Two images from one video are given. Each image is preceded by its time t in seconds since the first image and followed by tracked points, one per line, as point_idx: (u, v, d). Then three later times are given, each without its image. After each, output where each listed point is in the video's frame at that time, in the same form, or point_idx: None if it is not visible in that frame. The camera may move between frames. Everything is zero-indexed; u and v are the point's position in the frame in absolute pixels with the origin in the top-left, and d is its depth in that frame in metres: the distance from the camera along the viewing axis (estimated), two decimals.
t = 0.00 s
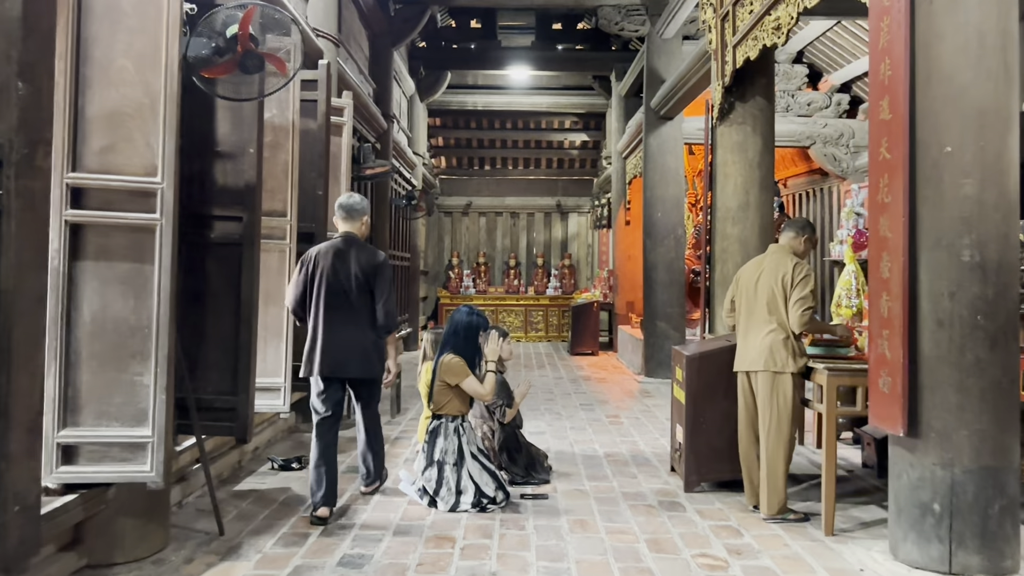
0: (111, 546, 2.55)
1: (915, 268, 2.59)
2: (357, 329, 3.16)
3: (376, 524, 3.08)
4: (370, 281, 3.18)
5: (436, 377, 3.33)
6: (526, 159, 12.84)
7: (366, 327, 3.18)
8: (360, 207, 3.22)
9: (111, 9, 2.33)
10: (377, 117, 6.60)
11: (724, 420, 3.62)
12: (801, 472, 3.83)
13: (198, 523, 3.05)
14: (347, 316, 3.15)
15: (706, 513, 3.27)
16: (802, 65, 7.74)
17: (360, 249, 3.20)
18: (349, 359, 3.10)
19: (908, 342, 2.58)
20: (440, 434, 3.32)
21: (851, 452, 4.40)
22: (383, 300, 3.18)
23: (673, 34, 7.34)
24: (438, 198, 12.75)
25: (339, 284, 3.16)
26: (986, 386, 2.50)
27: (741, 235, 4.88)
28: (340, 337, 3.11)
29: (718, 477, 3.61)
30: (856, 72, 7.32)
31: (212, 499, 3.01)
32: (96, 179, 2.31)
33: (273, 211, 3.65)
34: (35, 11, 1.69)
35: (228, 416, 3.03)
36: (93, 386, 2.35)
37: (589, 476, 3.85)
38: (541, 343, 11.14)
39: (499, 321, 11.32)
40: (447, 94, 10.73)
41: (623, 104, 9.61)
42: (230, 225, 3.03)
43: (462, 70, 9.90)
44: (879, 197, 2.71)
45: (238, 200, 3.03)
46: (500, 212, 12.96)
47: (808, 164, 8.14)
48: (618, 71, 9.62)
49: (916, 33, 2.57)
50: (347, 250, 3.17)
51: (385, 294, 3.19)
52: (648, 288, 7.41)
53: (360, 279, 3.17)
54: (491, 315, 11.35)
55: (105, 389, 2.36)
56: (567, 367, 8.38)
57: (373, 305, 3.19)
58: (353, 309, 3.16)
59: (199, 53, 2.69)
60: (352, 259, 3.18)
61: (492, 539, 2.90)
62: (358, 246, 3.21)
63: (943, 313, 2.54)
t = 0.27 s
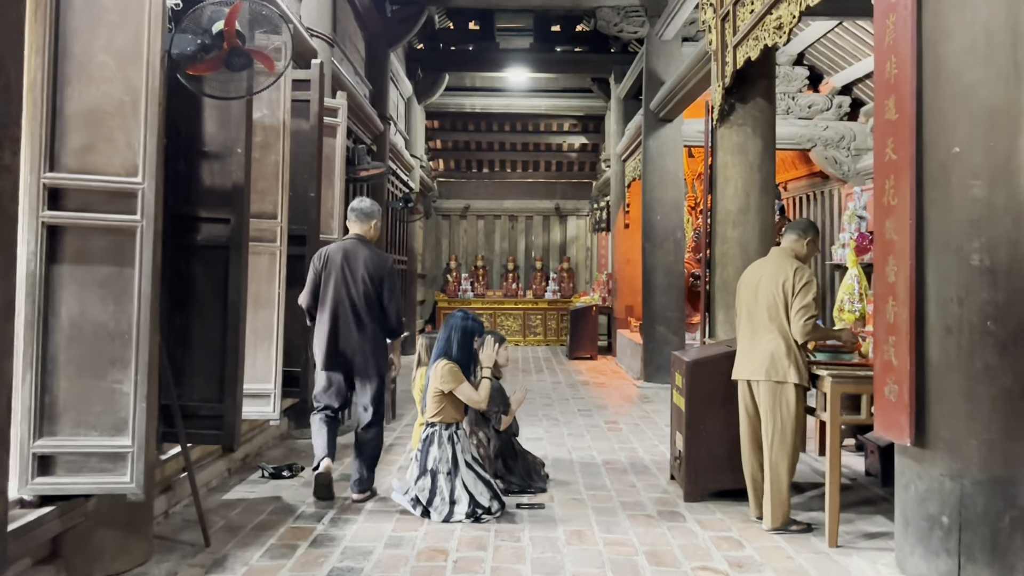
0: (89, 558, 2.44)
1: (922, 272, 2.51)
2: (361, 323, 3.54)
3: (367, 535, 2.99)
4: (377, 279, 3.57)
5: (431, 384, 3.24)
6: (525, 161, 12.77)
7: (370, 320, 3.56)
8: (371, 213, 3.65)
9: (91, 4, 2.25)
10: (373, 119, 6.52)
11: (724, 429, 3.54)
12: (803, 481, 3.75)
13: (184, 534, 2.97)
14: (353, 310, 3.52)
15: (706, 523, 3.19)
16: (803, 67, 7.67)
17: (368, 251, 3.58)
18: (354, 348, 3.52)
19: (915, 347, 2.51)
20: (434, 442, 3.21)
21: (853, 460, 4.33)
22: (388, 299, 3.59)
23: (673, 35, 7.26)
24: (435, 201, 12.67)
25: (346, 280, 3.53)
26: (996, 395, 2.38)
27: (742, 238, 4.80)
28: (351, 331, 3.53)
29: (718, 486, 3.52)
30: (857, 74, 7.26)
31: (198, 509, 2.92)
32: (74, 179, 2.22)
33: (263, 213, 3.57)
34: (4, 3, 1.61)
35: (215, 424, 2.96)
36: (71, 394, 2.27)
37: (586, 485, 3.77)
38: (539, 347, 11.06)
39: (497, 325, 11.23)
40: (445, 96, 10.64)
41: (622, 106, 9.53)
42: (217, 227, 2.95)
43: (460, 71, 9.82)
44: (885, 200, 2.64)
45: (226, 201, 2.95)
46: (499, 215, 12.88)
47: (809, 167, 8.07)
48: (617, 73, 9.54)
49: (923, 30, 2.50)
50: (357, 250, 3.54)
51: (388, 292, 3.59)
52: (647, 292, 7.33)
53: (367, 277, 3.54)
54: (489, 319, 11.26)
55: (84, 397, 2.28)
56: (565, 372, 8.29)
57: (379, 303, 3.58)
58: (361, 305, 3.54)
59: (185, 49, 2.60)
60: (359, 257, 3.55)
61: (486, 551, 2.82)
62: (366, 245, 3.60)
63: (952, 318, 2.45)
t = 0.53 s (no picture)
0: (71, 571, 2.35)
1: (934, 276, 2.42)
2: (363, 328, 3.52)
3: (360, 546, 2.90)
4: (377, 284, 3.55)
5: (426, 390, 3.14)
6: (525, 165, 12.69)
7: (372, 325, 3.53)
8: (370, 218, 3.65)
9: None
10: (371, 121, 6.44)
11: (727, 438, 3.45)
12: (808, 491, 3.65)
13: (170, 544, 2.87)
14: (353, 314, 3.48)
15: (709, 534, 3.10)
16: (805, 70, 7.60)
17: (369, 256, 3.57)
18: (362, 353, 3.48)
19: (927, 354, 2.42)
20: (429, 450, 3.11)
21: (859, 468, 4.23)
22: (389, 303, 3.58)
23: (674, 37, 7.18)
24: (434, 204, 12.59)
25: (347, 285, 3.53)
26: (1011, 403, 2.31)
27: (745, 241, 4.72)
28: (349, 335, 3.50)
29: (720, 496, 3.43)
30: (860, 77, 7.18)
31: (184, 518, 2.83)
32: (54, 177, 2.14)
33: (254, 214, 3.48)
34: None
35: (203, 431, 2.87)
36: (49, 401, 2.18)
37: (586, 493, 3.67)
38: (539, 352, 10.96)
39: (496, 329, 11.13)
40: (444, 98, 10.56)
41: (622, 109, 9.45)
42: (206, 227, 2.87)
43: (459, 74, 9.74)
44: (895, 200, 2.56)
45: (215, 201, 2.87)
46: (498, 219, 12.80)
47: (811, 170, 7.99)
48: (617, 76, 9.45)
49: (934, 24, 2.40)
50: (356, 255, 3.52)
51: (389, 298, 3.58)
52: (648, 296, 7.24)
53: (367, 282, 3.53)
54: (488, 323, 11.17)
55: (62, 403, 2.19)
56: (565, 377, 8.20)
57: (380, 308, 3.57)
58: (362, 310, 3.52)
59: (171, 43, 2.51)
60: (360, 262, 3.54)
61: (482, 563, 2.73)
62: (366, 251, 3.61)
63: (965, 324, 2.36)
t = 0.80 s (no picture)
0: None
1: (952, 282, 2.32)
2: (357, 327, 3.77)
3: (354, 562, 2.79)
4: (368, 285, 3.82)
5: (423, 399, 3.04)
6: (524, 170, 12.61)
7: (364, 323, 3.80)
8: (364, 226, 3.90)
9: None
10: (368, 125, 6.36)
11: (735, 452, 3.35)
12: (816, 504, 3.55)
13: (156, 560, 2.76)
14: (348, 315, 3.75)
15: (716, 550, 2.99)
16: (807, 74, 7.53)
17: (362, 261, 3.83)
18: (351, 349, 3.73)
19: (946, 364, 2.32)
20: (426, 462, 2.99)
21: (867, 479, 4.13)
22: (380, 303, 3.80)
23: (675, 41, 7.09)
24: (433, 210, 12.51)
25: (339, 285, 3.78)
26: None
27: (749, 246, 4.62)
28: (342, 333, 3.74)
29: (728, 512, 3.33)
30: (863, 81, 7.10)
31: (170, 534, 2.72)
32: (33, 177, 2.04)
33: (246, 218, 3.35)
34: None
35: (191, 442, 2.77)
36: (27, 412, 2.08)
37: (588, 506, 3.56)
38: (538, 359, 10.86)
39: (495, 336, 11.04)
40: (443, 103, 10.49)
41: (623, 114, 9.36)
42: (195, 231, 2.76)
43: (458, 78, 9.66)
44: (911, 204, 2.46)
45: (204, 204, 2.77)
46: (497, 224, 12.72)
47: (813, 176, 7.92)
48: (617, 81, 9.38)
49: (951, 21, 2.30)
50: (350, 258, 3.79)
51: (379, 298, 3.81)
52: (649, 302, 7.13)
53: (358, 284, 3.80)
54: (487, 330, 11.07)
55: (40, 414, 2.08)
56: (565, 384, 8.09)
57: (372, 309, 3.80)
58: (355, 311, 3.78)
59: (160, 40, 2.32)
60: (353, 266, 3.80)
61: None
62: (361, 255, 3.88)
63: (984, 332, 2.24)
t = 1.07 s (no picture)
0: None
1: (975, 283, 2.22)
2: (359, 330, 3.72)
3: (352, 573, 2.70)
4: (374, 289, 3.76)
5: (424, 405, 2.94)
6: (526, 173, 12.53)
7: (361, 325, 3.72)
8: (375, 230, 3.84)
9: None
10: (369, 126, 6.28)
11: (739, 459, 3.25)
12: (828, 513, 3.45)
13: (147, 571, 2.67)
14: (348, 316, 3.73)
15: (727, 560, 2.89)
16: (814, 77, 7.48)
17: (371, 265, 3.80)
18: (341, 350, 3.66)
19: (968, 369, 2.22)
20: (427, 469, 2.90)
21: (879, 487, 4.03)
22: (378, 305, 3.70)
23: (680, 41, 7.00)
24: (435, 213, 12.43)
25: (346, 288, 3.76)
26: None
27: (757, 248, 4.53)
28: (342, 336, 3.70)
29: (733, 520, 3.23)
30: (870, 82, 7.01)
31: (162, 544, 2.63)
32: (17, 172, 1.96)
33: (243, 218, 3.27)
34: None
35: (184, 449, 2.68)
36: (9, 417, 1.99)
37: (593, 514, 3.47)
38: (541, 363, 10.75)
39: (497, 340, 10.94)
40: (444, 105, 10.37)
41: (626, 116, 9.28)
42: (188, 231, 2.68)
43: (460, 80, 9.58)
44: (931, 203, 2.37)
45: (199, 203, 2.69)
46: (499, 227, 12.63)
47: (819, 178, 7.83)
48: (621, 82, 9.30)
49: (973, 12, 2.21)
50: (356, 262, 3.78)
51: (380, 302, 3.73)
52: (654, 306, 7.03)
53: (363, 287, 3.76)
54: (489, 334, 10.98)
55: (23, 420, 1.99)
56: (568, 389, 7.99)
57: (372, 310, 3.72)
58: (356, 313, 3.74)
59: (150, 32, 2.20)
60: (361, 269, 3.78)
61: None
62: (371, 259, 3.84)
63: (1010, 336, 2.14)
